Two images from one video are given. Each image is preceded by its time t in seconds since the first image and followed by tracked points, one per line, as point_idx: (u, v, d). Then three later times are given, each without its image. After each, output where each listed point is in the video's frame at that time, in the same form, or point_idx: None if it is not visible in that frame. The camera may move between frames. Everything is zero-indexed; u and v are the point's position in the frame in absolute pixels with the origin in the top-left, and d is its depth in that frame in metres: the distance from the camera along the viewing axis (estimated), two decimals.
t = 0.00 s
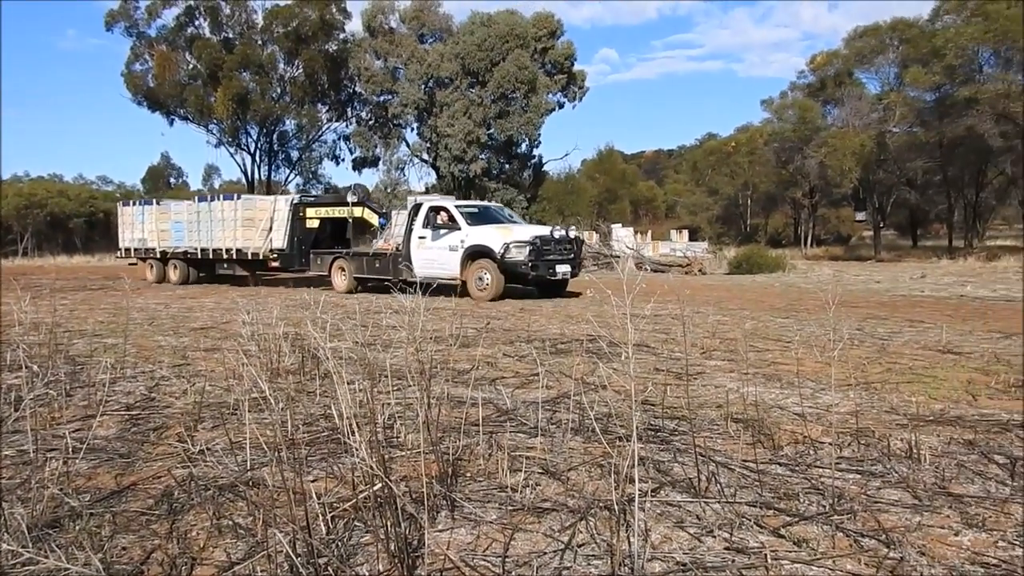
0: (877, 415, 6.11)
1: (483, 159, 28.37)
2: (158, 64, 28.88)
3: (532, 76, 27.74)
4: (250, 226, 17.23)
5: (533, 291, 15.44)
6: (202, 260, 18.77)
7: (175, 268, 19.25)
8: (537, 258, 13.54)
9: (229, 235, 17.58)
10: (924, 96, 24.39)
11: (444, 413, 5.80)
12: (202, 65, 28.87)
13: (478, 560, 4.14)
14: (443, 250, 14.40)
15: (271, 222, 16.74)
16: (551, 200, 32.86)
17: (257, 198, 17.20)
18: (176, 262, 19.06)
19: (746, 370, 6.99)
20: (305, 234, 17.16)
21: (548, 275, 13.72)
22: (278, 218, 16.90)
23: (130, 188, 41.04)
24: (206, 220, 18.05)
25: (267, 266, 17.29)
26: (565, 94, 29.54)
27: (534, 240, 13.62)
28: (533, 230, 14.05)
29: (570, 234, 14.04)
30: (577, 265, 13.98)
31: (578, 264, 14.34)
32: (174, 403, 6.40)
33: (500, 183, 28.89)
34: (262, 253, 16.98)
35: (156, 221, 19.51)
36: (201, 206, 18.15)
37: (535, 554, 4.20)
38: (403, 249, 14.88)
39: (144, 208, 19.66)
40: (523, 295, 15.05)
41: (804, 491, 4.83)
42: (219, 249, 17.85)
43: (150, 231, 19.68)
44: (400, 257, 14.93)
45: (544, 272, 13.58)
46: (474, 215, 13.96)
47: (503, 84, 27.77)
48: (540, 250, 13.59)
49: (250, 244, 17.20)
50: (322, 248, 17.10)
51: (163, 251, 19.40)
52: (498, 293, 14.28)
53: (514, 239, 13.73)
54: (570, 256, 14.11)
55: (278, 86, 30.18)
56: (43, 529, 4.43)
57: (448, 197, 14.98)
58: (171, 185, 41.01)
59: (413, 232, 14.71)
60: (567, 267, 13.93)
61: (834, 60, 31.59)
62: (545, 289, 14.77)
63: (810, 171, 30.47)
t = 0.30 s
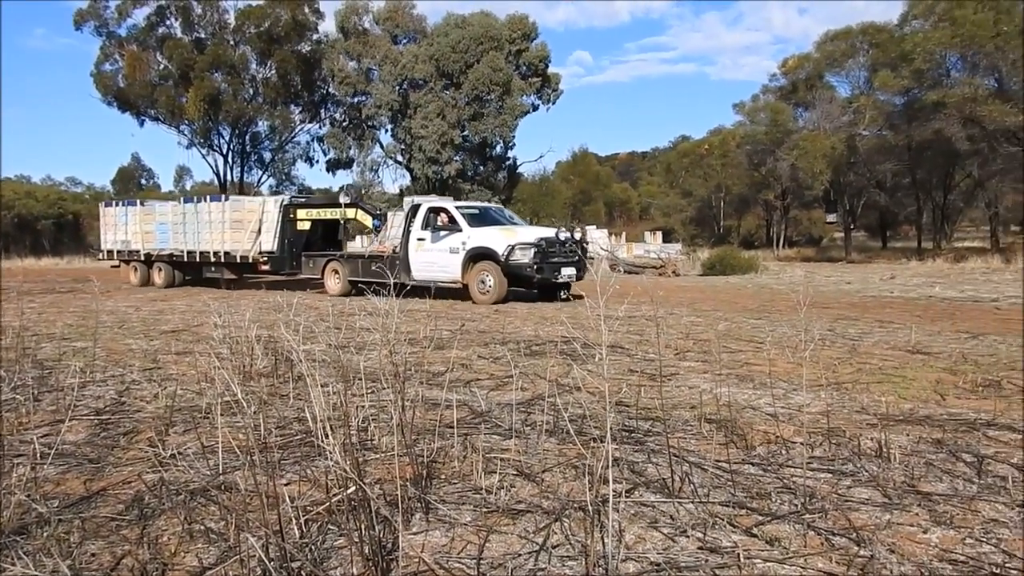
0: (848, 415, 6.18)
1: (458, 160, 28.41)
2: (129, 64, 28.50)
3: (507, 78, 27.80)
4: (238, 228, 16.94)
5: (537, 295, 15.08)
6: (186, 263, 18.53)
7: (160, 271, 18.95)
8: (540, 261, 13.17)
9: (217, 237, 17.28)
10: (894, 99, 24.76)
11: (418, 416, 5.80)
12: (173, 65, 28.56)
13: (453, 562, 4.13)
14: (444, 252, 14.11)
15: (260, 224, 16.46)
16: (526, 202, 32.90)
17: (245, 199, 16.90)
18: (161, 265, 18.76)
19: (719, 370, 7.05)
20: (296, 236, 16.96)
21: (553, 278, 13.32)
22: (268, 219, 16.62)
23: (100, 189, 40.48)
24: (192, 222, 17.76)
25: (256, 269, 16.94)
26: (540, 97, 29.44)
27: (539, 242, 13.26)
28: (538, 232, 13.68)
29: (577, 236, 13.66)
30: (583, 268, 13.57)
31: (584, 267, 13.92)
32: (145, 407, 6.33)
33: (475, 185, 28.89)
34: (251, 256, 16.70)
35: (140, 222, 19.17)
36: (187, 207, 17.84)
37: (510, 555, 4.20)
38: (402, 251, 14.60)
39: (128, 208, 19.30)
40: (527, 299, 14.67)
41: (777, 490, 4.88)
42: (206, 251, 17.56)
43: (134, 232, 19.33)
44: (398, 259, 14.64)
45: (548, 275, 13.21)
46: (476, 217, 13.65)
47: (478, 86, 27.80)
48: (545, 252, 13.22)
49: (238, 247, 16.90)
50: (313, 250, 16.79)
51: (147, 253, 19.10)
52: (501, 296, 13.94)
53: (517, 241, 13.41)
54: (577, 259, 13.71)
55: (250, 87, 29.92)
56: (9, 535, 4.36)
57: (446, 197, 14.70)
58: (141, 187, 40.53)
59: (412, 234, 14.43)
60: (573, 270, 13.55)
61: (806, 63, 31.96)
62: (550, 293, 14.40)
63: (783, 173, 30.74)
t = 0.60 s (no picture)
0: (824, 415, 6.24)
1: (436, 161, 28.40)
2: (103, 63, 28.16)
3: (485, 79, 27.78)
4: (231, 228, 16.69)
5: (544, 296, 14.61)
6: (177, 264, 18.16)
7: (149, 272, 18.61)
8: (548, 262, 12.74)
9: (208, 237, 17.03)
10: (869, 102, 25.07)
11: (396, 418, 5.79)
12: (149, 65, 28.28)
13: (432, 564, 4.12)
14: (447, 253, 13.75)
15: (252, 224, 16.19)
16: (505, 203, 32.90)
17: (238, 199, 16.66)
18: (150, 267, 18.45)
19: (697, 370, 7.10)
20: (290, 236, 16.64)
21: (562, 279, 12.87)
22: (261, 219, 16.37)
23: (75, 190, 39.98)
24: (183, 222, 17.50)
25: (249, 270, 16.74)
26: (518, 98, 29.39)
27: (546, 242, 12.82)
28: (545, 232, 13.23)
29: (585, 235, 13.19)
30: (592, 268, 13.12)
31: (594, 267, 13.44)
32: (120, 410, 6.27)
33: (453, 187, 28.86)
34: (244, 256, 16.47)
35: (128, 222, 18.87)
36: (178, 207, 17.58)
37: (489, 557, 4.20)
38: (403, 253, 14.26)
39: (115, 208, 18.99)
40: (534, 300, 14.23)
41: (754, 490, 4.91)
42: (197, 251, 17.31)
43: (121, 232, 19.02)
44: (398, 261, 14.29)
45: (556, 276, 12.77)
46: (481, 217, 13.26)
47: (456, 87, 27.73)
48: (553, 253, 12.77)
49: (231, 248, 16.66)
50: (308, 251, 16.52)
51: (135, 255, 18.81)
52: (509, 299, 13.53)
53: (524, 242, 13.00)
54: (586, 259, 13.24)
55: (227, 87, 29.69)
56: None
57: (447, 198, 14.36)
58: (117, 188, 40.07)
59: (413, 234, 14.10)
60: (582, 270, 13.10)
61: (781, 66, 32.29)
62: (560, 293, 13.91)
63: (761, 175, 30.96)
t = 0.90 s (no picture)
0: (801, 415, 6.30)
1: (415, 163, 28.37)
2: (78, 63, 27.81)
3: (465, 81, 27.76)
4: (225, 231, 16.49)
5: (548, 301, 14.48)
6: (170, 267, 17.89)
7: (139, 275, 18.35)
8: (560, 265, 12.57)
9: (201, 239, 16.83)
10: (845, 106, 25.36)
11: (375, 420, 5.78)
12: (124, 65, 27.97)
13: (410, 567, 4.11)
14: (454, 255, 13.60)
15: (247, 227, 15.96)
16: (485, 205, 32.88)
17: (231, 200, 16.45)
18: (141, 270, 18.20)
19: (675, 372, 7.13)
20: (286, 238, 16.35)
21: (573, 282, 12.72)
22: (255, 221, 16.15)
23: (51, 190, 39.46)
24: (175, 224, 17.30)
25: (244, 273, 16.52)
26: (497, 99, 29.38)
27: (557, 245, 12.66)
28: (556, 234, 13.09)
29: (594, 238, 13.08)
30: (602, 271, 13.00)
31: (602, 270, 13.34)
32: (94, 414, 6.19)
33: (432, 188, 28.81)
34: (240, 260, 16.25)
35: (117, 224, 18.64)
36: (170, 208, 17.36)
37: (468, 559, 4.19)
38: (408, 255, 14.12)
39: (104, 210, 18.75)
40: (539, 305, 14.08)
41: (732, 490, 4.95)
42: (189, 254, 17.11)
43: (110, 235, 18.78)
44: (403, 263, 14.15)
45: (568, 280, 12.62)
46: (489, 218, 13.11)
47: (435, 88, 27.67)
48: (564, 255, 12.62)
49: (225, 250, 16.45)
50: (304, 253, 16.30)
51: (125, 257, 18.54)
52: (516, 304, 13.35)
53: (535, 244, 12.84)
54: (595, 262, 13.13)
55: (203, 88, 29.46)
56: None
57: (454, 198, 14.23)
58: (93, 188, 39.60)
59: (419, 236, 13.99)
60: (592, 273, 12.98)
61: (758, 69, 32.58)
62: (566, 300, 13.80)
63: (739, 176, 31.18)
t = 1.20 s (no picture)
0: (773, 416, 6.37)
1: (390, 165, 28.28)
2: (46, 62, 27.34)
3: (440, 82, 27.69)
4: (215, 231, 16.28)
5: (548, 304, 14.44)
6: (156, 270, 17.66)
7: (123, 278, 18.16)
8: (566, 267, 12.48)
9: (190, 240, 16.61)
10: (817, 109, 25.68)
11: (350, 423, 5.76)
12: (94, 65, 27.50)
13: (384, 571, 4.10)
14: (456, 257, 13.51)
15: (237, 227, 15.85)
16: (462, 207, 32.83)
17: (221, 200, 16.25)
18: (126, 272, 17.99)
19: (649, 374, 7.17)
20: (278, 240, 16.29)
21: (580, 284, 12.66)
22: (246, 221, 15.99)
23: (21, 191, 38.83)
24: (162, 224, 17.07)
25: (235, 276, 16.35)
26: (473, 101, 29.31)
27: (563, 246, 12.59)
28: (561, 235, 13.02)
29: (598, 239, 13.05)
30: (607, 272, 12.98)
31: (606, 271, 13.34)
32: (62, 419, 6.11)
33: (408, 190, 28.70)
34: (230, 261, 16.08)
35: (101, 225, 18.36)
36: (158, 208, 17.13)
37: (443, 562, 4.19)
38: (407, 257, 14.04)
39: (88, 211, 18.47)
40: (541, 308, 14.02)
41: (705, 491, 4.98)
42: (177, 255, 16.88)
43: (95, 236, 18.50)
44: (403, 266, 14.06)
45: (575, 282, 12.55)
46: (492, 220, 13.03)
47: (410, 89, 27.55)
48: (570, 256, 12.56)
49: (215, 251, 16.24)
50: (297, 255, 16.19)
51: (109, 259, 18.26)
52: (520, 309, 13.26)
53: (540, 246, 12.75)
54: (599, 263, 13.11)
55: (174, 88, 29.14)
56: None
57: (453, 199, 14.15)
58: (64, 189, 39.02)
59: (419, 238, 13.89)
60: (597, 275, 12.95)
61: (732, 72, 32.88)
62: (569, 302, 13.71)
63: (714, 178, 31.42)
